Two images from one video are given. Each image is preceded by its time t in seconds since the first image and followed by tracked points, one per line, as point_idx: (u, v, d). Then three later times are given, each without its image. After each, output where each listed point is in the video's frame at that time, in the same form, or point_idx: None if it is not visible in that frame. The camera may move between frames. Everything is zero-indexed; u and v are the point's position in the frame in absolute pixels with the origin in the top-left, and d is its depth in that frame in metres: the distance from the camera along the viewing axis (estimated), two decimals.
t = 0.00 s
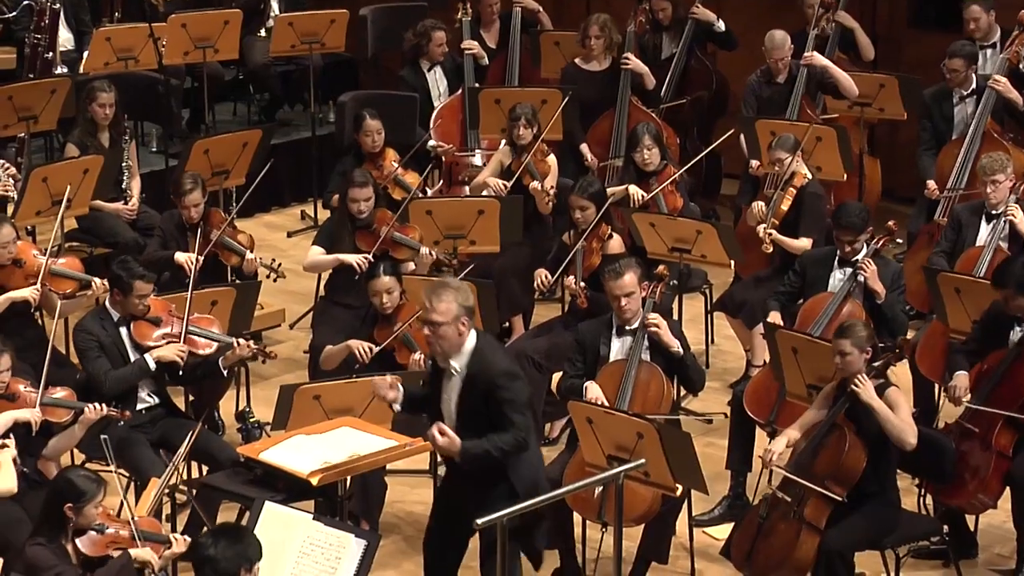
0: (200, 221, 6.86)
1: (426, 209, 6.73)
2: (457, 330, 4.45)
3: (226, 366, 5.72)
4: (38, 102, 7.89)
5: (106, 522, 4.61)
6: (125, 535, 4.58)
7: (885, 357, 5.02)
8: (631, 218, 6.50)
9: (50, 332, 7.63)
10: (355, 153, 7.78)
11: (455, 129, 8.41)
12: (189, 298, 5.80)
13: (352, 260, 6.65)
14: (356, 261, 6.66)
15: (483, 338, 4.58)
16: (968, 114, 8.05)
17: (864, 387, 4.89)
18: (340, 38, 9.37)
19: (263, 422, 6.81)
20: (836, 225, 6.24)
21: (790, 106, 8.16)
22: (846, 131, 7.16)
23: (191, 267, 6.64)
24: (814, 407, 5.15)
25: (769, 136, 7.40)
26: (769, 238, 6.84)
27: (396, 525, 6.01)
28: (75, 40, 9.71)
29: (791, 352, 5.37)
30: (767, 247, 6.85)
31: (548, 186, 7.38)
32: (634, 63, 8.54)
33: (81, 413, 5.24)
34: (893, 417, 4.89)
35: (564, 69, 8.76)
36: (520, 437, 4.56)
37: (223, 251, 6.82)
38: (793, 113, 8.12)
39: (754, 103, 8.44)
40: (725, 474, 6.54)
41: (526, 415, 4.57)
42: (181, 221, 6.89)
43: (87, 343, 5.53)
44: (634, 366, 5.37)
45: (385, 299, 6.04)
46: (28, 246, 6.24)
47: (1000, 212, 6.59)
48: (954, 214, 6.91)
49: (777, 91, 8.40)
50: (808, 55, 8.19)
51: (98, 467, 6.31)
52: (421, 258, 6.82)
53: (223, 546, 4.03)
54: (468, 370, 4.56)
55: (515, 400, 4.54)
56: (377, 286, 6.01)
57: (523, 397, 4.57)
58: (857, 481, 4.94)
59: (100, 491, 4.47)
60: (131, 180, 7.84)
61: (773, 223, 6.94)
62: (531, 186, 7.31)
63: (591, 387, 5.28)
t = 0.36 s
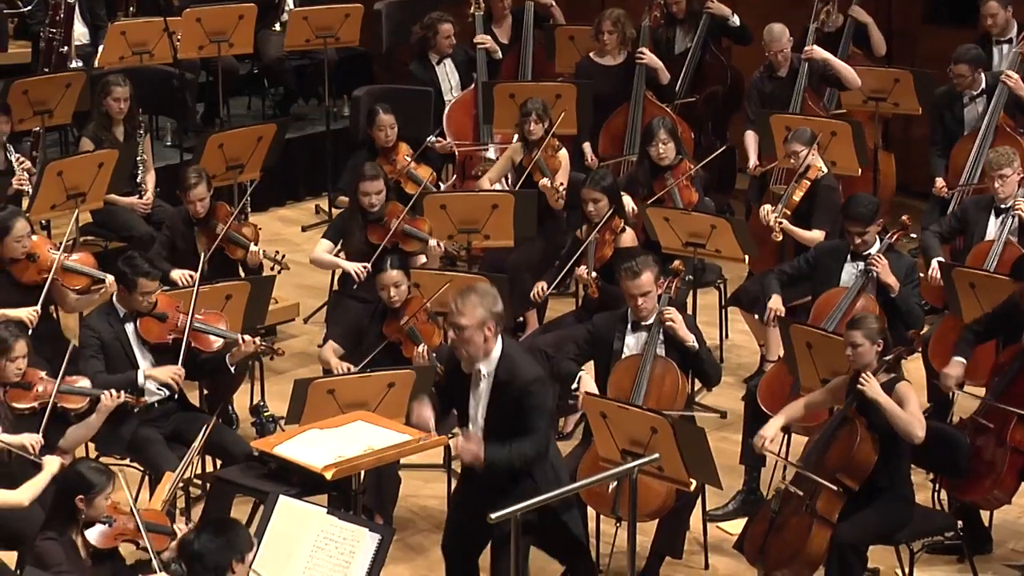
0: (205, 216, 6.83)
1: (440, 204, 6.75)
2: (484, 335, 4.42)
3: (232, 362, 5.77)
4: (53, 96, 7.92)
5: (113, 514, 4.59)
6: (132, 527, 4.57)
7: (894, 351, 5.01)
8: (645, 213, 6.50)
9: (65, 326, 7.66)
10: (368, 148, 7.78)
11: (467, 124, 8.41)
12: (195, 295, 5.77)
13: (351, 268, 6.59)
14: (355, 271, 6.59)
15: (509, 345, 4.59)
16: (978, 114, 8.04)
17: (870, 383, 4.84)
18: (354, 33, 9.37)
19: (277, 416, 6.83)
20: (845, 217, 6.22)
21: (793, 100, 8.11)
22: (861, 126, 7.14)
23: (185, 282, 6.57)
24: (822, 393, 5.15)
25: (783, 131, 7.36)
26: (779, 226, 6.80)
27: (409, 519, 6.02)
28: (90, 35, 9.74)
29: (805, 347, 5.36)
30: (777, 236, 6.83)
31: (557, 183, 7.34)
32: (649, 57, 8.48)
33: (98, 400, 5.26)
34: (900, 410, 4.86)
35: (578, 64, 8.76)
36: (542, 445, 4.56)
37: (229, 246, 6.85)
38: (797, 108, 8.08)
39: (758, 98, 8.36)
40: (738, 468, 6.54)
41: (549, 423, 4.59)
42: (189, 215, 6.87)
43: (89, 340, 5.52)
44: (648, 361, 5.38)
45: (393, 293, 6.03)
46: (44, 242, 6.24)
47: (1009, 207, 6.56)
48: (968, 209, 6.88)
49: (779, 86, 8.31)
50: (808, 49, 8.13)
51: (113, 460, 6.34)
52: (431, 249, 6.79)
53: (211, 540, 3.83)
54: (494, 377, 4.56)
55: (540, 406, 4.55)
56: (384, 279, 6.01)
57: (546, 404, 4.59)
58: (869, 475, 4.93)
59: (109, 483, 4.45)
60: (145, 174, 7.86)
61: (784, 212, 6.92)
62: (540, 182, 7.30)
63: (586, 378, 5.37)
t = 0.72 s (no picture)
0: (220, 211, 6.84)
1: (455, 199, 6.76)
2: (462, 296, 4.38)
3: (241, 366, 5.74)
4: (68, 90, 7.94)
5: (108, 503, 4.51)
6: (128, 515, 4.51)
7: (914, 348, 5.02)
8: (659, 208, 6.49)
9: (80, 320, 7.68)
10: (382, 143, 7.79)
11: (481, 119, 8.40)
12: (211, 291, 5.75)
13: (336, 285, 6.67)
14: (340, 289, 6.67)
15: (496, 319, 4.44)
16: (993, 104, 7.91)
17: (890, 379, 4.84)
18: (369, 27, 9.38)
19: (291, 410, 6.84)
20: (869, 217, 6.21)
21: (804, 94, 8.16)
22: (876, 121, 7.12)
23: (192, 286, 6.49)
24: (844, 390, 5.12)
25: (798, 127, 7.30)
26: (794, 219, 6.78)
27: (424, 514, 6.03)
28: (105, 29, 9.75)
29: (819, 342, 5.36)
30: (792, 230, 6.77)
31: (573, 179, 7.37)
32: (664, 52, 8.51)
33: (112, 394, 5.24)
34: (920, 408, 4.86)
35: (592, 59, 8.75)
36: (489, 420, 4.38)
37: (239, 241, 6.85)
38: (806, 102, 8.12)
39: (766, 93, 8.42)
40: (752, 463, 6.53)
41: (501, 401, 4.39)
42: (202, 211, 6.89)
43: (101, 333, 5.56)
44: (662, 356, 5.37)
45: (406, 286, 6.01)
46: (60, 236, 6.23)
47: None
48: (984, 204, 6.87)
49: (788, 80, 8.36)
50: (819, 44, 8.12)
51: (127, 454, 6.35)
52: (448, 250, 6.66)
53: (251, 544, 3.83)
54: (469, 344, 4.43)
55: (490, 380, 4.39)
56: (397, 271, 5.99)
57: (506, 382, 4.41)
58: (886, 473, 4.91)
59: (101, 470, 4.32)
60: (160, 169, 7.88)
61: (799, 204, 6.86)
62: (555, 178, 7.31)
63: (567, 368, 5.46)
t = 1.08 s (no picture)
0: (244, 205, 6.86)
1: (469, 193, 6.77)
2: (494, 285, 4.50)
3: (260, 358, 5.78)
4: (83, 84, 7.96)
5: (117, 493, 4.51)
6: (139, 504, 4.50)
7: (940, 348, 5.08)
8: (673, 202, 6.48)
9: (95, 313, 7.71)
10: (397, 137, 7.79)
11: (496, 113, 8.38)
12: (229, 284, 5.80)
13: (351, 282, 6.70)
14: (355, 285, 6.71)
15: (514, 305, 4.55)
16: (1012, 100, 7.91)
17: (915, 380, 4.84)
18: (383, 22, 9.38)
19: (305, 404, 6.85)
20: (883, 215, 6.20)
21: (825, 89, 8.02)
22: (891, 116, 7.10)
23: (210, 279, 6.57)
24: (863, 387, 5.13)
25: (813, 122, 7.27)
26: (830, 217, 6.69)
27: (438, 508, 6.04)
28: (120, 23, 9.77)
29: (834, 337, 5.35)
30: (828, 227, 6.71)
31: (590, 176, 7.34)
32: (679, 46, 8.50)
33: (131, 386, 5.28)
34: (946, 412, 4.86)
35: (607, 53, 8.74)
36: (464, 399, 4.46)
37: (261, 237, 6.86)
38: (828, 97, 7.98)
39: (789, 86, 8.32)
40: (767, 458, 6.53)
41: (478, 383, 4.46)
42: (223, 205, 6.90)
43: (121, 326, 5.57)
44: (676, 350, 5.37)
45: (428, 282, 5.99)
46: (76, 229, 6.25)
47: None
48: (1000, 199, 6.85)
49: (811, 73, 8.27)
50: (842, 38, 8.06)
51: (142, 448, 6.37)
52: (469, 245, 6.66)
53: (235, 525, 3.96)
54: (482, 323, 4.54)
55: (479, 355, 4.47)
56: (421, 267, 5.96)
57: (497, 363, 4.48)
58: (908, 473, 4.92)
59: (106, 460, 4.34)
60: (175, 163, 7.90)
61: (830, 203, 6.83)
62: (572, 175, 7.30)
63: (584, 366, 5.51)
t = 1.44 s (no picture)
0: (264, 198, 6.88)
1: (483, 188, 6.72)
2: (529, 303, 4.49)
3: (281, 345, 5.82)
4: (98, 78, 7.98)
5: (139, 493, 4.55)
6: (159, 506, 4.53)
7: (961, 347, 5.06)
8: (688, 197, 6.47)
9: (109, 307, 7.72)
10: (412, 131, 7.79)
11: (511, 108, 8.39)
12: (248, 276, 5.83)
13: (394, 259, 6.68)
14: (398, 262, 6.68)
15: (546, 323, 4.53)
16: None
17: (934, 381, 4.86)
18: (398, 17, 9.38)
19: (319, 398, 6.87)
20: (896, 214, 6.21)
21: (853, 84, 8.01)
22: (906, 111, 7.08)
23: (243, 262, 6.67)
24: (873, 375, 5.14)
25: (827, 116, 7.26)
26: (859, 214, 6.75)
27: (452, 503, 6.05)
28: (135, 17, 9.79)
29: (848, 333, 5.34)
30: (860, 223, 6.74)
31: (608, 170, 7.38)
32: (693, 42, 8.49)
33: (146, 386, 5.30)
34: (963, 414, 4.86)
35: (621, 48, 8.74)
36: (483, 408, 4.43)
37: (285, 230, 6.90)
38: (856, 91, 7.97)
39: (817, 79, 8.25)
40: (781, 454, 6.52)
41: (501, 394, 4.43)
42: (244, 198, 6.91)
43: (141, 320, 5.56)
44: (690, 345, 5.37)
45: (450, 279, 5.98)
46: (91, 223, 6.27)
47: None
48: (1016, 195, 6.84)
49: (838, 67, 8.21)
50: (871, 35, 8.03)
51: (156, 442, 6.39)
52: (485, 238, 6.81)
53: (249, 521, 3.98)
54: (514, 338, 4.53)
55: (508, 368, 4.44)
56: (443, 265, 5.96)
57: (524, 378, 4.45)
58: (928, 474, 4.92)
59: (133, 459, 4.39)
60: (189, 157, 7.91)
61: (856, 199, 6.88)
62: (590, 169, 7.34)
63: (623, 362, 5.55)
